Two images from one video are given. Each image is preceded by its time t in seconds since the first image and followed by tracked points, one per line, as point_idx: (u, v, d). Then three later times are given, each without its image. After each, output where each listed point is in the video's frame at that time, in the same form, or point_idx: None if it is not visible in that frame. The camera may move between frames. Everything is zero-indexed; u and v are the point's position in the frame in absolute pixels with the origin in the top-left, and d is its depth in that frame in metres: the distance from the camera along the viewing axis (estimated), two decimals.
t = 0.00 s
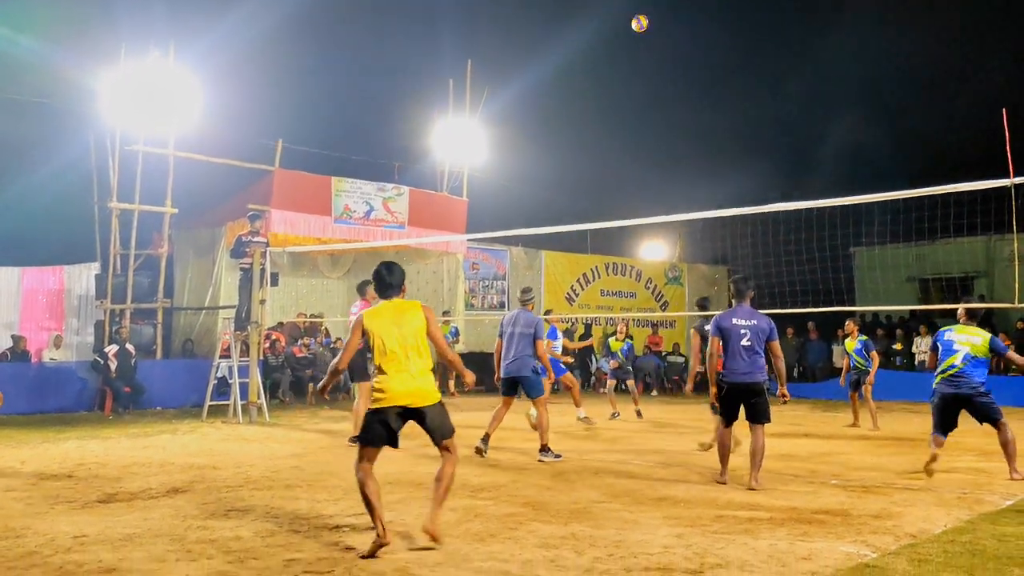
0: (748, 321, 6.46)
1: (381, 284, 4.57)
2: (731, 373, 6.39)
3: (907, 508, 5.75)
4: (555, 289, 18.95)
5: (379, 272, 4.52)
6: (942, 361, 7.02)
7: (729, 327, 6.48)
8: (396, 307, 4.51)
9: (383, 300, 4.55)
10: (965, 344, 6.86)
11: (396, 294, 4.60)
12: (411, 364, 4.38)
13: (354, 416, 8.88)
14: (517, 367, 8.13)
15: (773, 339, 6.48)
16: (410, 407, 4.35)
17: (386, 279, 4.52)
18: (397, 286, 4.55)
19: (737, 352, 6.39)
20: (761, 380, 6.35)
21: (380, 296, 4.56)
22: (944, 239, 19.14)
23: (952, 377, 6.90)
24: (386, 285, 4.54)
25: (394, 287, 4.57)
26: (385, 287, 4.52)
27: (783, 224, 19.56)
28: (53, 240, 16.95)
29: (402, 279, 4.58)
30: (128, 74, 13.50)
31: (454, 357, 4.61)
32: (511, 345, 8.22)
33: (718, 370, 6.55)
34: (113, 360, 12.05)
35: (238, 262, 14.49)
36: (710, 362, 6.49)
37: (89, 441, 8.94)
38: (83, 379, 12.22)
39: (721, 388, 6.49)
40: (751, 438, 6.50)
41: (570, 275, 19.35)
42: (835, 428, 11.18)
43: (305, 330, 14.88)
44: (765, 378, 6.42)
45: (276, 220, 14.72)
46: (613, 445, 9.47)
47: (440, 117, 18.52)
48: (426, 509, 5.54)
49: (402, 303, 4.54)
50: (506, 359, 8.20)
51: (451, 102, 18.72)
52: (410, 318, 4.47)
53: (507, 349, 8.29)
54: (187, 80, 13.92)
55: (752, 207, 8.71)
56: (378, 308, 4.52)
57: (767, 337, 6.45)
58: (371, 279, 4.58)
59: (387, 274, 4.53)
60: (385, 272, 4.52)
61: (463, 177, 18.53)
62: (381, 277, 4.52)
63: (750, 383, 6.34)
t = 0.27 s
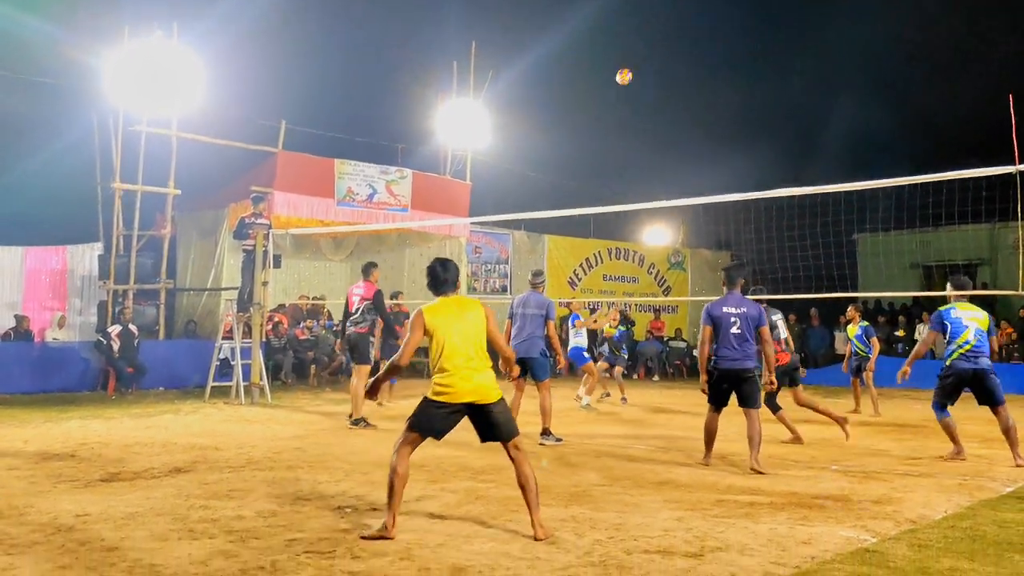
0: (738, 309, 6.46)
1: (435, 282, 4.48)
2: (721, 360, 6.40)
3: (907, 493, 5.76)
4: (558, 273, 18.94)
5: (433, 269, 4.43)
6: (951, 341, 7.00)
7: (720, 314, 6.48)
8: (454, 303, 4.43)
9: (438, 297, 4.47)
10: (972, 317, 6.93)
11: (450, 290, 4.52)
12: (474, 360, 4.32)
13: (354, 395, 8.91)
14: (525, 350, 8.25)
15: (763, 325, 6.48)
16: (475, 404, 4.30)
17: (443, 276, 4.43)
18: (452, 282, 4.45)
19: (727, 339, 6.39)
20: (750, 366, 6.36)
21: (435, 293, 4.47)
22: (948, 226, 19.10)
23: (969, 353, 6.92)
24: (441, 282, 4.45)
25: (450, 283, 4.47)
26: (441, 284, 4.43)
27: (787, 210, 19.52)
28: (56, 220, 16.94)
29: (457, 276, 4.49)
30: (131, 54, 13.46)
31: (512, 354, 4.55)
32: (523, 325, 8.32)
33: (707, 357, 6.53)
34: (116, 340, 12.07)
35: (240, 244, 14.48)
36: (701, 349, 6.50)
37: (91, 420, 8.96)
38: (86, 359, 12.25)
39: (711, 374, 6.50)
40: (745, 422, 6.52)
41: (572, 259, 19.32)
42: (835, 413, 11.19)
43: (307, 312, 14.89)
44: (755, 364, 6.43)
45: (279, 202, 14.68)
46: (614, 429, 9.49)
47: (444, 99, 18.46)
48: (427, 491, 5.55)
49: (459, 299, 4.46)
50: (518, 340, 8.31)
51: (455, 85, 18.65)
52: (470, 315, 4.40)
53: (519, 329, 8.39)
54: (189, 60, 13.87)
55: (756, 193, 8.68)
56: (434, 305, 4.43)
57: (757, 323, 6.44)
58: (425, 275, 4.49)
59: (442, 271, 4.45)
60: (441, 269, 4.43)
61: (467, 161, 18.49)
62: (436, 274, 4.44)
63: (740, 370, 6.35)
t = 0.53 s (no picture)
0: (730, 290, 6.45)
1: (486, 261, 4.49)
2: (714, 341, 6.41)
3: (908, 478, 5.77)
4: (561, 258, 18.92)
5: (485, 249, 4.43)
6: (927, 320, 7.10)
7: (712, 296, 6.49)
8: (504, 284, 4.44)
9: (488, 277, 4.48)
10: (944, 295, 7.11)
11: (500, 271, 4.53)
12: (523, 339, 4.34)
13: (357, 376, 8.92)
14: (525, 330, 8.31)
15: (756, 305, 6.49)
16: (524, 381, 4.32)
17: (493, 257, 4.44)
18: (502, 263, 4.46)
19: (720, 320, 6.40)
20: (744, 345, 6.35)
21: (485, 273, 4.49)
22: (954, 213, 19.05)
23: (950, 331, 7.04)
24: (492, 262, 4.46)
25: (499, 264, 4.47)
26: (492, 265, 4.43)
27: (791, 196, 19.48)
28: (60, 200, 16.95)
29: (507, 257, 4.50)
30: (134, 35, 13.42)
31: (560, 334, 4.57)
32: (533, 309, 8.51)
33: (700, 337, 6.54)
34: (120, 320, 12.10)
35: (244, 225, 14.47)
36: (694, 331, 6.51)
37: (95, 400, 9.00)
38: (90, 339, 12.29)
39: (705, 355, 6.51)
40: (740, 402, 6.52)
41: (576, 243, 19.29)
42: (838, 399, 11.19)
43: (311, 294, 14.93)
44: (749, 344, 6.41)
45: (283, 184, 14.64)
46: (617, 413, 9.51)
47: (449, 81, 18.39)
48: (430, 472, 5.58)
49: (508, 280, 4.47)
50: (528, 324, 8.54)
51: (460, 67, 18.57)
52: (520, 296, 4.42)
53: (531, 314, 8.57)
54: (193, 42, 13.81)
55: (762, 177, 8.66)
56: (485, 285, 4.45)
57: (749, 303, 6.43)
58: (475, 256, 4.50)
59: (494, 252, 4.44)
60: (492, 250, 4.43)
61: (471, 144, 18.44)
62: (487, 254, 4.44)
63: (734, 349, 6.35)
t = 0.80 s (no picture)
0: (732, 278, 6.46)
1: (526, 263, 4.47)
2: (716, 328, 6.43)
3: (909, 467, 5.78)
4: (564, 246, 18.88)
5: (524, 251, 4.42)
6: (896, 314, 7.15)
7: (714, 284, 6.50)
8: (544, 285, 4.43)
9: (528, 278, 4.47)
10: (911, 288, 7.21)
11: (539, 272, 4.52)
12: (563, 340, 4.33)
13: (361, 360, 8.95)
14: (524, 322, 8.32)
15: (759, 293, 6.46)
16: (562, 381, 4.31)
17: (534, 257, 4.43)
18: (542, 265, 4.44)
19: (721, 308, 6.41)
20: (745, 333, 6.36)
21: (524, 274, 4.48)
22: (958, 203, 19.00)
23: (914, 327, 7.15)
24: (532, 263, 4.44)
25: (539, 265, 4.46)
26: (531, 267, 4.42)
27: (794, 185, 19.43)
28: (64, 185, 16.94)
29: (547, 258, 4.48)
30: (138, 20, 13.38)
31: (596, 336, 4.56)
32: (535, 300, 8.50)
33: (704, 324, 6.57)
34: (123, 306, 12.13)
35: (248, 212, 14.48)
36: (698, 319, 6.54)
37: (98, 385, 9.03)
38: (94, 324, 12.32)
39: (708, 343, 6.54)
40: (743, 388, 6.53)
41: (579, 232, 19.27)
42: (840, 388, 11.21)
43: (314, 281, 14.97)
44: (752, 331, 6.41)
45: (286, 170, 14.63)
46: (618, 401, 9.52)
47: (452, 68, 18.32)
48: (432, 458, 5.60)
49: (549, 281, 4.46)
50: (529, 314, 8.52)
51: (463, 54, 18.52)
52: (560, 296, 4.40)
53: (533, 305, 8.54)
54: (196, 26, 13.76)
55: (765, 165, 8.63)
56: (524, 285, 4.44)
57: (751, 290, 6.42)
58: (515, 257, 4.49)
59: (533, 253, 4.43)
60: (532, 251, 4.42)
61: (474, 131, 18.41)
62: (527, 255, 4.43)
63: (735, 336, 6.36)
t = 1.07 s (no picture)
0: (733, 270, 6.45)
1: (543, 250, 4.49)
2: (717, 322, 6.42)
3: (911, 460, 5.78)
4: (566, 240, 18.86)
5: (542, 238, 4.44)
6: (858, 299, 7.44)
7: (716, 277, 6.50)
8: (560, 272, 4.45)
9: (545, 264, 4.49)
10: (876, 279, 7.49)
11: (556, 260, 4.54)
12: (574, 328, 4.34)
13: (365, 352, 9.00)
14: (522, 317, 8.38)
15: (761, 285, 6.45)
16: (570, 369, 4.31)
17: (552, 244, 4.44)
18: (559, 252, 4.45)
19: (722, 301, 6.41)
20: (746, 326, 6.35)
21: (542, 260, 4.50)
22: (961, 196, 18.93)
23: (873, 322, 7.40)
24: (548, 250, 4.46)
25: (556, 252, 4.47)
26: (548, 254, 4.44)
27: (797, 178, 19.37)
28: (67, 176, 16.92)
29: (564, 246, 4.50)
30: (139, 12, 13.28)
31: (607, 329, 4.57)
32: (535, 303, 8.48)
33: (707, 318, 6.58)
34: (126, 298, 12.14)
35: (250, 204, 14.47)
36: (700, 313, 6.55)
37: (100, 376, 9.03)
38: (96, 316, 12.34)
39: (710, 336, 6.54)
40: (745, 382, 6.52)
41: (581, 225, 19.24)
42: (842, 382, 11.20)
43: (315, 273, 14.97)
44: (753, 324, 6.40)
45: (288, 162, 14.61)
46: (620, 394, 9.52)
47: (455, 60, 18.27)
48: (434, 451, 5.60)
49: (565, 269, 4.47)
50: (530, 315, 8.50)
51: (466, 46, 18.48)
52: (575, 284, 4.41)
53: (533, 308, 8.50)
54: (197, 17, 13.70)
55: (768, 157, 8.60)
56: (540, 271, 4.46)
57: (753, 283, 6.41)
58: (533, 244, 4.51)
59: (550, 240, 4.45)
60: (549, 238, 4.44)
61: (477, 124, 18.39)
62: (545, 242, 4.45)
63: (735, 329, 6.35)
